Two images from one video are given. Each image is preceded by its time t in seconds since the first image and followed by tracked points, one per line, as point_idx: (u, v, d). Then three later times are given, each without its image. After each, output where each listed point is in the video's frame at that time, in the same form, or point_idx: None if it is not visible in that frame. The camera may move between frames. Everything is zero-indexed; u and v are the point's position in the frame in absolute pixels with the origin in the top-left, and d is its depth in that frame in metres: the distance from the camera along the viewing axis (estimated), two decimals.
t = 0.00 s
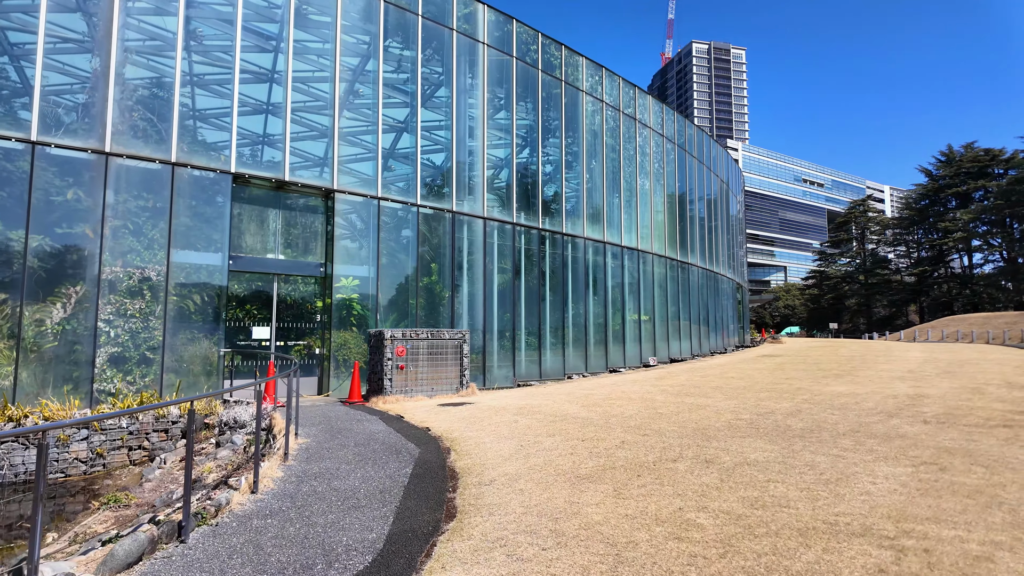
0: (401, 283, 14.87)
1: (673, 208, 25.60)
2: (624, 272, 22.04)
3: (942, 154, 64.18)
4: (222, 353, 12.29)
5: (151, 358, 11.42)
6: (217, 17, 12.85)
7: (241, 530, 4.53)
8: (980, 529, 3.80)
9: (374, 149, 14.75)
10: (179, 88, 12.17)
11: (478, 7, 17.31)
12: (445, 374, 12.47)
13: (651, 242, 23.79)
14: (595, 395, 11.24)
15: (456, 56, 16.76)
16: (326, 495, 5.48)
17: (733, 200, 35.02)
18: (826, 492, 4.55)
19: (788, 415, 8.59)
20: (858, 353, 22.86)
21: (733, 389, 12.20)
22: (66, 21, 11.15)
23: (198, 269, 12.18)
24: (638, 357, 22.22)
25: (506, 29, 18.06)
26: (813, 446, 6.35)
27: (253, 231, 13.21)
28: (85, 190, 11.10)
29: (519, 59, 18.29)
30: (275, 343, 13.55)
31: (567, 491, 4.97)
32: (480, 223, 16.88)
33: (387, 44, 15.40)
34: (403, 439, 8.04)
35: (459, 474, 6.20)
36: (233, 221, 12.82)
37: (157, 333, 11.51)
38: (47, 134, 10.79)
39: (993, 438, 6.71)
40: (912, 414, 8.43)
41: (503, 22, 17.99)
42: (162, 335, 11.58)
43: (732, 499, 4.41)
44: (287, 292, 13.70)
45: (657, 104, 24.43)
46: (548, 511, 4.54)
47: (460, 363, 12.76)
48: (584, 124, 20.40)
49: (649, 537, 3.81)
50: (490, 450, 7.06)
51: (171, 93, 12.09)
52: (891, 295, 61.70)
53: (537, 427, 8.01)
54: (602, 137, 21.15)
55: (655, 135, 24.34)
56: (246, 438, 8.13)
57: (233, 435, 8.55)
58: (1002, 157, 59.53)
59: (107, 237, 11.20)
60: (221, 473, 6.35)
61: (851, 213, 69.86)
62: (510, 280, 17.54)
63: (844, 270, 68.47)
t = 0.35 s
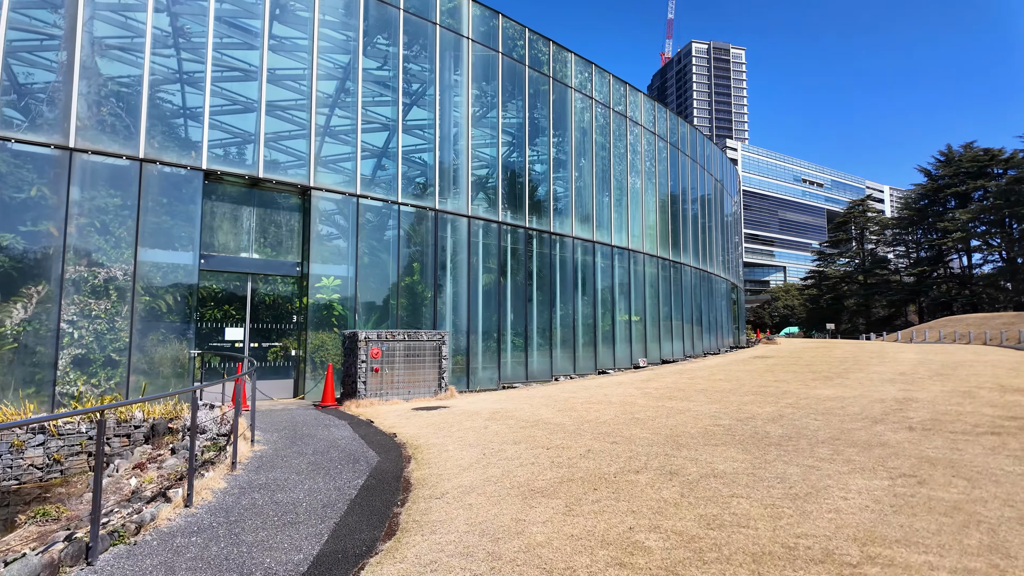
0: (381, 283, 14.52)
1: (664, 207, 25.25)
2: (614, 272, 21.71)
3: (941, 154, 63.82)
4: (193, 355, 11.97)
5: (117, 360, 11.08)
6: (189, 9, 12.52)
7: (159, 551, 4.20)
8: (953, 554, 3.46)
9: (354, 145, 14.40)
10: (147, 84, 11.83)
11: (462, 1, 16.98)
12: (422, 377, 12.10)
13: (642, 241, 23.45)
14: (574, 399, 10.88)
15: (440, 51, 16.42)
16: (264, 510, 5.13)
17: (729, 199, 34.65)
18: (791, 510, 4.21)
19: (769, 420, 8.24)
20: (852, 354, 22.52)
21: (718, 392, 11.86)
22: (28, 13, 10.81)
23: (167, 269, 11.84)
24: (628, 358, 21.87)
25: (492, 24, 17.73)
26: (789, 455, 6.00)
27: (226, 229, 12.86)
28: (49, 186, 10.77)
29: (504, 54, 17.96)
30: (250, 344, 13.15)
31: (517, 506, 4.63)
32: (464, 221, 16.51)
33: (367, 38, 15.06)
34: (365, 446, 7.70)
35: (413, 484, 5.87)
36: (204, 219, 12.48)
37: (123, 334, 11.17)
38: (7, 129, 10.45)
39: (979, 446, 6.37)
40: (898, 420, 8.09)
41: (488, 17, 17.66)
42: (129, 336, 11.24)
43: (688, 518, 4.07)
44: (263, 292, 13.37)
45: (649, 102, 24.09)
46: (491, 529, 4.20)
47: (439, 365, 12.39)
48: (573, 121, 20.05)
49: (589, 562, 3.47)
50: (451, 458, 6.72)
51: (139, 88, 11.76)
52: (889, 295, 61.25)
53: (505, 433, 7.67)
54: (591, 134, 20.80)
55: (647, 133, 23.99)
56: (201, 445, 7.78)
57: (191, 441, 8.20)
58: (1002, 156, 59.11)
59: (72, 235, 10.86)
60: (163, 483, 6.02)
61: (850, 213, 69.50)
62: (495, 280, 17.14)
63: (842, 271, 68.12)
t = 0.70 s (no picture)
0: (363, 280, 14.15)
1: (660, 204, 24.86)
2: (607, 270, 21.33)
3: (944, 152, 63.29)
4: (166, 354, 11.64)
5: (85, 359, 10.73)
6: None
7: (69, 568, 3.82)
8: None
9: (335, 139, 14.04)
10: (118, 74, 11.47)
11: None
12: (403, 378, 11.73)
13: (637, 239, 23.04)
14: (557, 401, 10.49)
15: (427, 44, 16.05)
16: (200, 521, 4.75)
17: (727, 197, 34.21)
18: (761, 525, 3.82)
19: (755, 423, 7.84)
20: (850, 354, 22.10)
21: (708, 393, 11.47)
22: None
23: (139, 265, 11.50)
24: (622, 358, 21.49)
25: (481, 16, 17.37)
26: (769, 460, 5.61)
27: (201, 225, 12.50)
28: (15, 179, 10.41)
29: (494, 47, 17.60)
30: (227, 343, 12.78)
31: (466, 519, 4.25)
32: (451, 218, 16.13)
33: (351, 29, 14.69)
34: (328, 450, 7.32)
35: (367, 492, 5.49)
36: (178, 214, 12.14)
37: (92, 332, 10.81)
38: None
39: (974, 452, 5.97)
40: (891, 423, 7.70)
41: (477, 9, 17.29)
42: (98, 334, 10.87)
43: (647, 534, 3.68)
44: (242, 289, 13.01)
45: (643, 97, 23.70)
46: (432, 545, 3.82)
47: (420, 365, 12.01)
48: (565, 116, 19.68)
49: None
50: (414, 463, 6.33)
51: (109, 78, 11.39)
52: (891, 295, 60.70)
53: (476, 436, 7.29)
54: (583, 130, 20.42)
55: (642, 129, 23.61)
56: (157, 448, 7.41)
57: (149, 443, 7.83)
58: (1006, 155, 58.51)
59: (38, 230, 10.50)
60: (102, 490, 5.64)
61: (852, 212, 68.98)
62: (484, 279, 16.74)
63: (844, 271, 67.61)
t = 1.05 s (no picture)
0: (345, 281, 13.80)
1: (655, 203, 24.48)
2: (600, 270, 20.96)
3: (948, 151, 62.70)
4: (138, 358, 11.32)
5: (52, 362, 10.41)
6: None
7: None
8: None
9: (315, 136, 13.69)
10: (87, 69, 11.13)
11: None
12: (381, 381, 11.39)
13: (630, 239, 22.65)
14: (537, 406, 10.12)
15: (412, 39, 15.68)
16: (122, 543, 4.40)
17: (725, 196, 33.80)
18: (718, 554, 3.46)
19: (736, 432, 7.47)
20: (847, 355, 21.71)
21: (696, 398, 11.11)
22: None
23: (109, 266, 11.17)
24: (615, 360, 21.13)
25: (468, 11, 17.00)
26: (742, 475, 5.24)
27: (175, 225, 12.19)
28: None
29: (481, 43, 17.24)
30: (201, 346, 12.49)
31: (401, 545, 3.89)
32: (437, 217, 15.76)
33: (332, 24, 14.34)
34: (286, 461, 6.97)
35: (311, 510, 5.13)
36: (150, 214, 11.84)
37: (59, 335, 10.50)
38: None
39: (963, 465, 5.59)
40: (880, 432, 7.32)
41: (464, 4, 16.92)
42: (65, 337, 10.56)
43: (590, 566, 3.33)
44: (219, 290, 12.73)
45: (638, 95, 23.33)
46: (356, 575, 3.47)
47: (400, 369, 11.65)
48: (556, 114, 19.31)
49: None
50: (368, 476, 5.97)
51: (78, 73, 11.05)
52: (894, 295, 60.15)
53: (441, 445, 6.93)
54: (575, 128, 20.05)
55: (636, 127, 23.24)
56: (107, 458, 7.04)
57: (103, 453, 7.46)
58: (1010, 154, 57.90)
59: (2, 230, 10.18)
60: (31, 506, 5.30)
61: (854, 212, 68.46)
62: (471, 280, 16.36)
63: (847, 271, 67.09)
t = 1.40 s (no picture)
0: (324, 282, 13.47)
1: (649, 202, 24.14)
2: (591, 270, 20.61)
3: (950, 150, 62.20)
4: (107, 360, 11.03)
5: (15, 366, 10.10)
6: None
7: None
8: None
9: (294, 133, 13.37)
10: (54, 64, 10.78)
11: None
12: (357, 385, 11.06)
13: (623, 239, 22.29)
14: (514, 411, 9.78)
15: (396, 34, 15.35)
16: (30, 567, 4.04)
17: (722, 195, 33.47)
18: None
19: (713, 440, 7.13)
20: (844, 357, 21.34)
21: (681, 401, 10.78)
22: None
23: (77, 266, 10.86)
24: (607, 361, 20.79)
25: (454, 6, 16.66)
26: (709, 490, 4.90)
27: (147, 224, 11.90)
28: None
29: (468, 39, 16.92)
30: (175, 348, 12.25)
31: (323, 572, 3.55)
32: (421, 216, 15.41)
33: (312, 18, 14.00)
34: (238, 472, 6.63)
35: (247, 527, 4.76)
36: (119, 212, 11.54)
37: (23, 337, 10.20)
38: None
39: (946, 478, 5.24)
40: (864, 440, 6.97)
41: None
42: (29, 340, 10.25)
43: None
44: (192, 292, 12.43)
45: (630, 92, 23.01)
46: None
47: (376, 372, 11.33)
48: (545, 112, 18.98)
49: None
50: (317, 489, 5.63)
51: (43, 68, 10.70)
52: (896, 295, 59.68)
53: (402, 454, 6.60)
54: (566, 125, 19.72)
55: (629, 125, 22.90)
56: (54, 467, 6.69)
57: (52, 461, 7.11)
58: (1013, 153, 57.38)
59: None
60: None
61: (856, 211, 67.97)
62: (457, 280, 16.00)
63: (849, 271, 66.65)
